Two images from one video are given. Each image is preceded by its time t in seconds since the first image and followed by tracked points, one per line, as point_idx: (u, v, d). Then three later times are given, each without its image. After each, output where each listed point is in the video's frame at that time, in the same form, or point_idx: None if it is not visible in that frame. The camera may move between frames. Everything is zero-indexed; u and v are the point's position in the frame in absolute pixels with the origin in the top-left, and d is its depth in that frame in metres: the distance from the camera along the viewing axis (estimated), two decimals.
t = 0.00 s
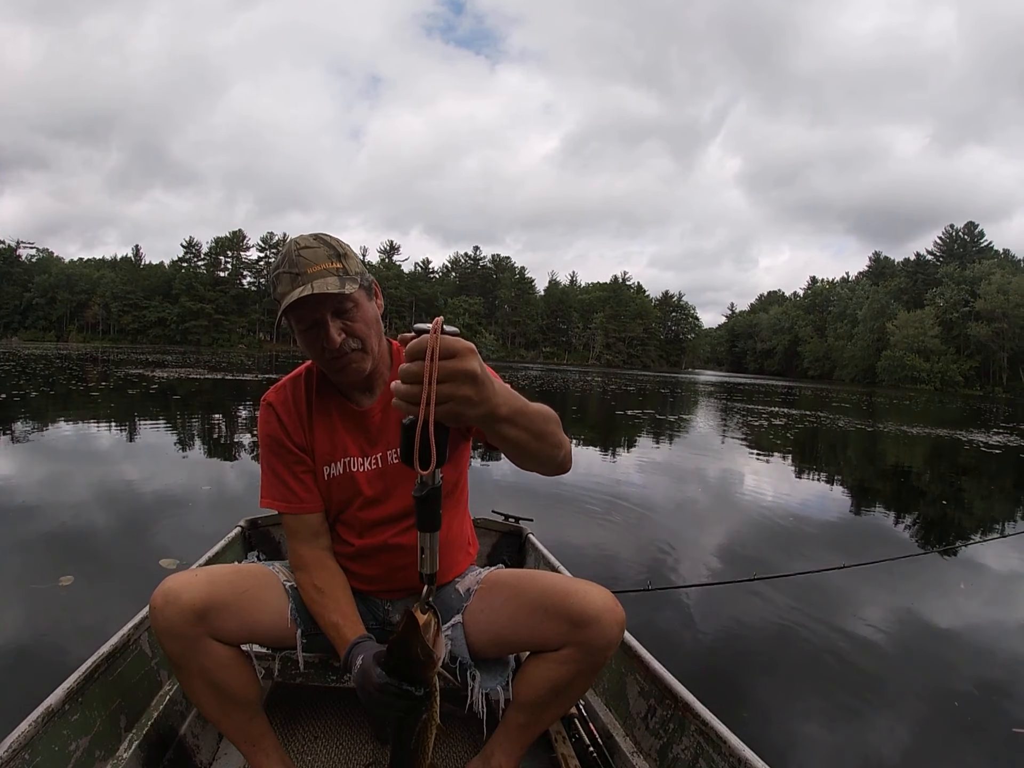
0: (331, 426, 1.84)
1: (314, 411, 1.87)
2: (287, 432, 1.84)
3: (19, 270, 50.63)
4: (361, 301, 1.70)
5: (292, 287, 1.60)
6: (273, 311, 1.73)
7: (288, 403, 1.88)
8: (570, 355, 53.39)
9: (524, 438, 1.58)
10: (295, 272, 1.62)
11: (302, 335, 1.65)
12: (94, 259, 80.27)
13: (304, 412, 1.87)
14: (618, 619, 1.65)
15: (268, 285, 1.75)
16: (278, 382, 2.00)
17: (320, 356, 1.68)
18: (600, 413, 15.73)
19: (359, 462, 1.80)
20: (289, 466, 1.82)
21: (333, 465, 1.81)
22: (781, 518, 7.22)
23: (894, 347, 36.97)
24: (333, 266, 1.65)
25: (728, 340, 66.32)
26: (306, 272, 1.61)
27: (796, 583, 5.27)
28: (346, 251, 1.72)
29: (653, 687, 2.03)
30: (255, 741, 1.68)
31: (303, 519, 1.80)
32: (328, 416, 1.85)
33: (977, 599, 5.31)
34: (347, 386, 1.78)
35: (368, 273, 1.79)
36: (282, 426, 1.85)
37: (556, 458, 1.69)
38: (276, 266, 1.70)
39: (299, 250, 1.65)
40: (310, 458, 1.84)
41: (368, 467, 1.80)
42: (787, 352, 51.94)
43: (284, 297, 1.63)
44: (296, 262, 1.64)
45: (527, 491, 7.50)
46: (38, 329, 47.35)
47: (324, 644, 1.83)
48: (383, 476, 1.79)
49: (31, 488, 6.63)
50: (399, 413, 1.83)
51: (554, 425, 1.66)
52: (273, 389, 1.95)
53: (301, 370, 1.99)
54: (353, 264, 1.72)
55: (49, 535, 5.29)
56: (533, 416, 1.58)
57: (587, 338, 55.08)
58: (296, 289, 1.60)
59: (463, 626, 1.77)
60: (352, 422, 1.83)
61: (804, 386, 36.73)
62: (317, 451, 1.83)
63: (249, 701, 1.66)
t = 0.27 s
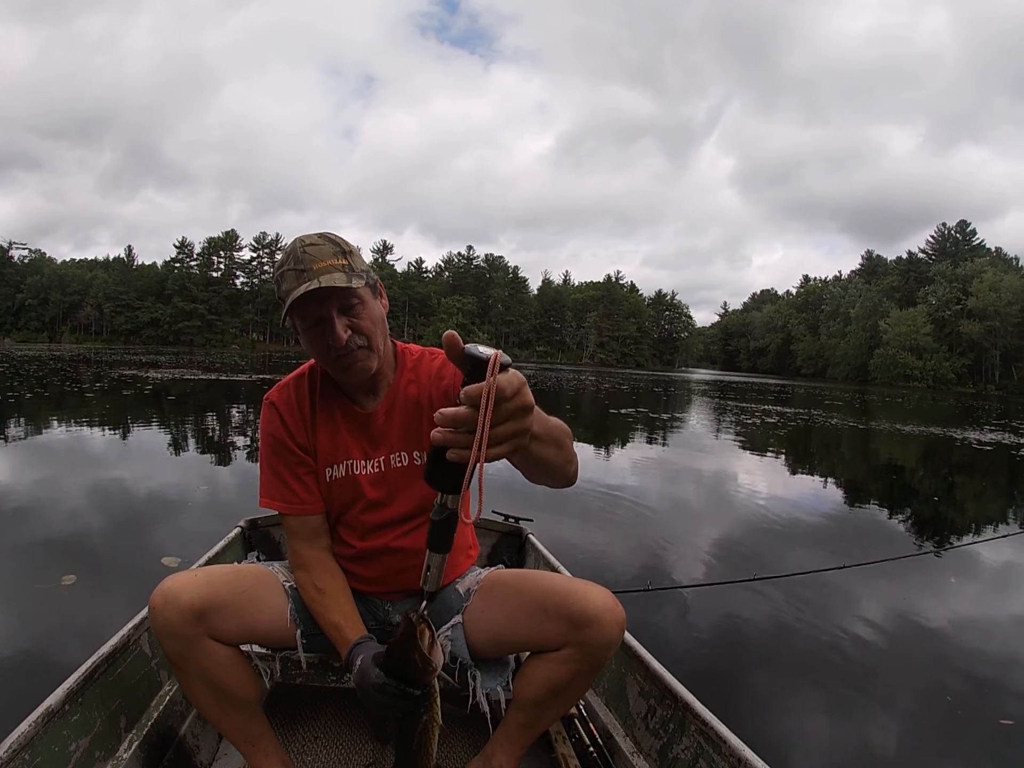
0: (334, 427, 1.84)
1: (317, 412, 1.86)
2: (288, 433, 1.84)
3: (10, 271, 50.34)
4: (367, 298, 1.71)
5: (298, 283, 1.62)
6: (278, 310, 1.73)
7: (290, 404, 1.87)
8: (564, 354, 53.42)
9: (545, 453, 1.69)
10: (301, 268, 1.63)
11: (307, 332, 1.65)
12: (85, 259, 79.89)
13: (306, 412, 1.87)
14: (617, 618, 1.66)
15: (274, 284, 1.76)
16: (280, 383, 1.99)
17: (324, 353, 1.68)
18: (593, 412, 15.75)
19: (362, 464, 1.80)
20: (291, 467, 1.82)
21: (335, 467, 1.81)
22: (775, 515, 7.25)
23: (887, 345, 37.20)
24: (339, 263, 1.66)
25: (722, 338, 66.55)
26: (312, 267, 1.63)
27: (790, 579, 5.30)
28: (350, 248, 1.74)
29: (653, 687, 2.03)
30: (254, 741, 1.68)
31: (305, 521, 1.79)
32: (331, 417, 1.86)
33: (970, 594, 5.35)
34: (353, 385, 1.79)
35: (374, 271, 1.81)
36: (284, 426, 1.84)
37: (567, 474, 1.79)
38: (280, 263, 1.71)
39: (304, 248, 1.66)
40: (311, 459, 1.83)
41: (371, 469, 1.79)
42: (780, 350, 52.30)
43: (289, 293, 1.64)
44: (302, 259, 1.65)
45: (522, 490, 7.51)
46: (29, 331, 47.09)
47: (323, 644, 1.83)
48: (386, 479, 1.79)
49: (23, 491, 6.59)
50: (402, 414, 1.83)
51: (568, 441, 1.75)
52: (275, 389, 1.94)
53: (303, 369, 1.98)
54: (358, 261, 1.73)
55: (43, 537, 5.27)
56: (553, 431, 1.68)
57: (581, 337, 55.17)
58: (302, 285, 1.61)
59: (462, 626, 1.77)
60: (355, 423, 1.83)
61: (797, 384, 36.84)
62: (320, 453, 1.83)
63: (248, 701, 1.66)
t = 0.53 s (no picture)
0: (337, 428, 1.84)
1: (319, 412, 1.86)
2: (290, 433, 1.83)
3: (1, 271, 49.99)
4: (376, 296, 1.72)
5: (310, 276, 1.62)
6: (286, 305, 1.73)
7: (292, 403, 1.86)
8: (559, 354, 53.46)
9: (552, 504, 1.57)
10: (313, 263, 1.63)
11: (316, 327, 1.65)
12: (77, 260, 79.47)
13: (308, 412, 1.86)
14: (617, 619, 1.66)
15: (280, 280, 1.75)
16: (281, 382, 1.98)
17: (332, 350, 1.68)
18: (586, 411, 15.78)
19: (364, 466, 1.80)
20: (292, 467, 1.81)
21: (337, 468, 1.81)
22: (770, 513, 7.29)
23: (879, 344, 37.43)
24: (350, 260, 1.67)
25: (716, 337, 66.76)
26: (325, 262, 1.63)
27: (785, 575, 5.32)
28: (359, 246, 1.75)
29: (653, 686, 2.04)
30: (253, 741, 1.67)
31: (305, 521, 1.79)
32: (334, 417, 1.86)
33: (963, 591, 5.39)
34: (359, 385, 1.79)
35: (381, 270, 1.82)
36: (286, 426, 1.84)
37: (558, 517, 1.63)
38: (288, 257, 1.70)
39: (315, 242, 1.66)
40: (312, 461, 1.83)
41: (373, 470, 1.80)
42: (773, 348, 52.52)
43: (300, 287, 1.63)
44: (313, 253, 1.65)
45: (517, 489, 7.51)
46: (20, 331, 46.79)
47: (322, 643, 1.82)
48: (388, 479, 1.79)
49: (15, 492, 6.55)
50: (406, 414, 1.83)
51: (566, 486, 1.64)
52: (275, 387, 1.94)
53: (305, 369, 1.98)
54: (368, 259, 1.74)
55: (37, 539, 5.24)
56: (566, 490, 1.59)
57: (574, 336, 55.25)
58: (314, 280, 1.61)
59: (462, 626, 1.78)
60: (358, 424, 1.84)
61: (790, 383, 36.96)
62: (321, 453, 1.83)
63: (247, 701, 1.66)
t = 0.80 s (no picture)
0: (338, 425, 1.84)
1: (320, 410, 1.85)
2: (291, 430, 1.82)
3: None
4: (382, 296, 1.72)
5: (319, 274, 1.62)
6: (292, 302, 1.72)
7: (293, 400, 1.86)
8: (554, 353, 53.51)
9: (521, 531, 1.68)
10: (323, 261, 1.63)
11: (322, 325, 1.64)
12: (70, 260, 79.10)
13: (309, 410, 1.85)
14: (615, 619, 1.66)
15: (287, 276, 1.75)
16: (281, 378, 1.97)
17: (338, 348, 1.68)
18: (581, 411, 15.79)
19: (365, 464, 1.80)
20: (292, 465, 1.81)
21: (338, 466, 1.81)
22: (765, 512, 7.31)
23: (872, 342, 37.56)
24: (359, 259, 1.68)
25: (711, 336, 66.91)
26: (334, 261, 1.64)
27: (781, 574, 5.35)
28: (368, 245, 1.75)
29: (653, 686, 2.04)
30: (253, 740, 1.67)
31: (303, 519, 1.80)
32: (335, 415, 1.85)
33: (958, 588, 5.42)
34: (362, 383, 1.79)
35: (388, 269, 1.83)
36: (287, 423, 1.83)
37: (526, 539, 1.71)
38: (297, 254, 1.70)
39: (325, 240, 1.66)
40: (312, 458, 1.82)
41: (374, 468, 1.80)
42: (767, 347, 52.71)
43: (309, 284, 1.63)
44: (323, 251, 1.65)
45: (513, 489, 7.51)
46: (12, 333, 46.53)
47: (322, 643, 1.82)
48: (389, 477, 1.79)
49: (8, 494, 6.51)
50: (408, 412, 1.84)
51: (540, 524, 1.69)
52: (276, 385, 1.92)
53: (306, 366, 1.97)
54: (376, 258, 1.75)
55: (31, 541, 5.21)
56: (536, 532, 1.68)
57: (569, 335, 55.29)
58: (323, 278, 1.61)
59: (462, 626, 1.77)
60: (359, 422, 1.83)
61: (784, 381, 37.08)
62: (322, 451, 1.82)
63: (247, 700, 1.65)
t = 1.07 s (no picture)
0: (340, 422, 1.83)
1: (323, 407, 1.85)
2: (292, 427, 1.82)
3: None
4: (389, 298, 1.72)
5: (327, 274, 1.62)
6: (300, 301, 1.72)
7: (296, 396, 1.85)
8: (549, 353, 53.55)
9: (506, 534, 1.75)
10: (332, 261, 1.63)
11: (328, 324, 1.64)
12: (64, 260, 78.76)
13: (312, 407, 1.85)
14: (617, 618, 1.67)
15: (296, 274, 1.75)
16: (285, 374, 1.96)
17: (343, 348, 1.68)
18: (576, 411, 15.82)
19: (366, 461, 1.79)
20: (293, 462, 1.80)
21: (339, 464, 1.80)
22: (761, 511, 7.33)
23: (866, 342, 37.70)
24: (368, 260, 1.68)
25: (705, 336, 67.08)
26: (344, 262, 1.64)
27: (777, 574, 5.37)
28: (378, 246, 1.75)
29: (653, 686, 2.05)
30: (252, 738, 1.67)
31: (303, 516, 1.80)
32: (337, 412, 1.84)
33: (953, 587, 5.44)
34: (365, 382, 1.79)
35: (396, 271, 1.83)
36: (289, 419, 1.82)
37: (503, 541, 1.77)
38: (307, 253, 1.70)
39: (336, 240, 1.67)
40: (313, 455, 1.82)
41: (374, 466, 1.79)
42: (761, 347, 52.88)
43: (318, 283, 1.63)
44: (333, 251, 1.65)
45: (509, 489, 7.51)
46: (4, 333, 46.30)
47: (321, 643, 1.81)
48: (390, 476, 1.79)
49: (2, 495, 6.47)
50: (410, 412, 1.84)
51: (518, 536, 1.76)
52: (279, 380, 1.91)
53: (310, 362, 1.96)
54: (385, 260, 1.75)
55: (26, 542, 5.19)
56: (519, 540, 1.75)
57: (563, 335, 55.32)
58: (332, 278, 1.62)
59: (462, 626, 1.77)
60: (361, 421, 1.83)
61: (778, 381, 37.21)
62: (323, 449, 1.82)
63: (245, 699, 1.65)
